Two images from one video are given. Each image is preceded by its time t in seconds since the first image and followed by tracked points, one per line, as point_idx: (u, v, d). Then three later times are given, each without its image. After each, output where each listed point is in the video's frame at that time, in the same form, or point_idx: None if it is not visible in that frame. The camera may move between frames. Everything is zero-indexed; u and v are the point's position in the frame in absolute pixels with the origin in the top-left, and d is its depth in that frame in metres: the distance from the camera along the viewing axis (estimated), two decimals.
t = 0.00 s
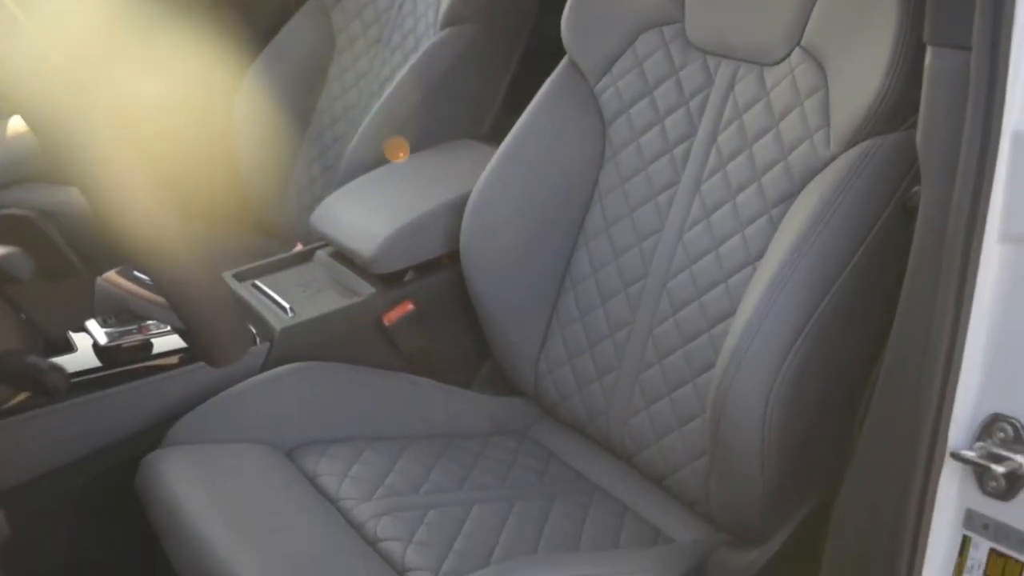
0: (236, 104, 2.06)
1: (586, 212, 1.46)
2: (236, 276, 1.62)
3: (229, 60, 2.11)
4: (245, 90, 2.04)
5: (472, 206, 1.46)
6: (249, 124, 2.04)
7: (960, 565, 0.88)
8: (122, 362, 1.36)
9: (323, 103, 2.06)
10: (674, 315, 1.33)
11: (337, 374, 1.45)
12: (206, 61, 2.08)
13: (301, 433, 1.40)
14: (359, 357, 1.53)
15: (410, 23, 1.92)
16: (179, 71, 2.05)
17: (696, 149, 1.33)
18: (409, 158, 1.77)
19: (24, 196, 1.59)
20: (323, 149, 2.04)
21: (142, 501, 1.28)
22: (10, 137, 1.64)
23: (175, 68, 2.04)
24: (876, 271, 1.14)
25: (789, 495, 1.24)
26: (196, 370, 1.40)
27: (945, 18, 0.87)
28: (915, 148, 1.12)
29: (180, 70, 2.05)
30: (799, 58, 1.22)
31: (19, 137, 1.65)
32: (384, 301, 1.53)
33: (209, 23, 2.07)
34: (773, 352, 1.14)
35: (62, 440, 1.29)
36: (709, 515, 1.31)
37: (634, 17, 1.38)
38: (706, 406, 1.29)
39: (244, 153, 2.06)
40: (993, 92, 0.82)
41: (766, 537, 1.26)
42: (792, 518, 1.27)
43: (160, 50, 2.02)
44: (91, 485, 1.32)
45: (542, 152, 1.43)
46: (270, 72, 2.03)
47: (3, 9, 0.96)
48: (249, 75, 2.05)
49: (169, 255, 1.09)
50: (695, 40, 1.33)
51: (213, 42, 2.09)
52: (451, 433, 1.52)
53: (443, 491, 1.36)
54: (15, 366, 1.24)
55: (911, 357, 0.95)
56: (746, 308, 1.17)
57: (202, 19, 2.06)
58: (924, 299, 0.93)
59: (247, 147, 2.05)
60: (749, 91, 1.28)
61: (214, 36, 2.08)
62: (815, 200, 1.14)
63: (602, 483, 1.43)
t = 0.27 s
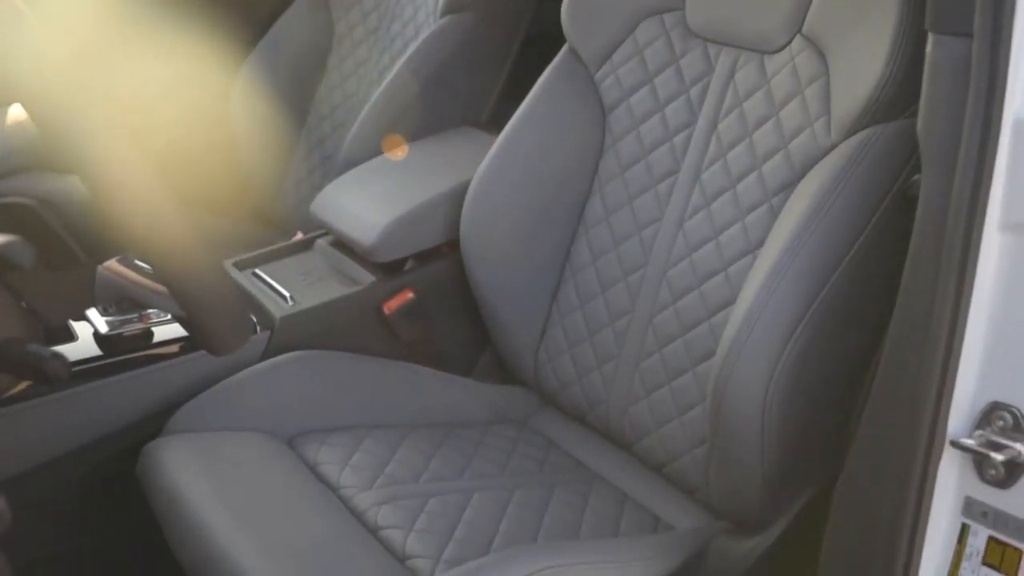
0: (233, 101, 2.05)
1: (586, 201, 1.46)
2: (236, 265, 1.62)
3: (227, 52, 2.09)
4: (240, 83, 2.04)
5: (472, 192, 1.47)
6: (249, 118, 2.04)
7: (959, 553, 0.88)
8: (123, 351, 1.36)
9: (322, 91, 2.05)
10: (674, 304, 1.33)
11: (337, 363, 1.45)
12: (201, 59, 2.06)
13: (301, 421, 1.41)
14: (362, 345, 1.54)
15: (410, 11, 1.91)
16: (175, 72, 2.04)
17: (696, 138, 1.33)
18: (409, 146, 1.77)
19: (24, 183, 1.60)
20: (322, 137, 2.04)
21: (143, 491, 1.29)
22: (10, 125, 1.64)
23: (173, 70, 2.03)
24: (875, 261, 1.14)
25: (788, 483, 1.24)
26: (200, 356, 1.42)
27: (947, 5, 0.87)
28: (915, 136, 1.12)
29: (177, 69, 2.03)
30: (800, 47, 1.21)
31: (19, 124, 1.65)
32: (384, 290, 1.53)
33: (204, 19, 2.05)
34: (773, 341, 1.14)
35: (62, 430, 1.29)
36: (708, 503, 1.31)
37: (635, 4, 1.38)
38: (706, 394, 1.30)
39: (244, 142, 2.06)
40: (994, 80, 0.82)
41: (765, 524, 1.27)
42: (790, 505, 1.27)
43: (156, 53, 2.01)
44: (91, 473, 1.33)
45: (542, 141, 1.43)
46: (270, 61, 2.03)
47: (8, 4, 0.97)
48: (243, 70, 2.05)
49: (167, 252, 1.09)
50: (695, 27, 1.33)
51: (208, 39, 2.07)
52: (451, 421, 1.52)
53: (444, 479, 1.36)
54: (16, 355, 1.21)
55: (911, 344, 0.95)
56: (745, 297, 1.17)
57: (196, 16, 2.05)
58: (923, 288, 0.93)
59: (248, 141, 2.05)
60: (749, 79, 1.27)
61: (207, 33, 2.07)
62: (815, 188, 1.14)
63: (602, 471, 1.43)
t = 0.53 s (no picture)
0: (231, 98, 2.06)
1: (586, 195, 1.46)
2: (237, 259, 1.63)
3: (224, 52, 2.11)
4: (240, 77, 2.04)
5: (472, 186, 1.47)
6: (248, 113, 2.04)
7: (958, 546, 0.88)
8: (123, 345, 1.36)
9: (322, 85, 2.05)
10: (674, 297, 1.33)
11: (337, 357, 1.45)
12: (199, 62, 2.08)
13: (301, 415, 1.41)
14: (362, 339, 1.54)
15: (409, 5, 1.91)
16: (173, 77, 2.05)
17: (696, 132, 1.33)
18: (410, 141, 1.76)
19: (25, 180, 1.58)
20: (322, 131, 2.03)
21: (144, 485, 1.29)
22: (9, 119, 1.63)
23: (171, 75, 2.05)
24: (876, 255, 1.14)
25: (788, 477, 1.24)
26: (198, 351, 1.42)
27: None
28: (915, 130, 1.12)
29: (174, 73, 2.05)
30: (800, 40, 1.21)
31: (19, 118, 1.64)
32: (384, 284, 1.54)
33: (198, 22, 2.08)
34: (772, 335, 1.14)
35: (62, 424, 1.30)
36: (708, 496, 1.31)
37: None
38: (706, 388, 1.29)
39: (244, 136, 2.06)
40: (994, 73, 0.82)
41: (765, 518, 1.27)
42: (790, 499, 1.27)
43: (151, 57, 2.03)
44: (91, 467, 1.33)
45: (542, 135, 1.43)
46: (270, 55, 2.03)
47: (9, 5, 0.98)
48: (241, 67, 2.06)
49: (171, 254, 1.09)
50: (695, 21, 1.33)
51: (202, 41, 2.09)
52: (451, 414, 1.52)
53: (444, 473, 1.36)
54: (16, 349, 1.21)
55: (911, 338, 0.95)
56: (745, 291, 1.17)
57: (189, 20, 2.07)
58: (922, 283, 0.93)
59: (248, 139, 2.05)
60: (750, 73, 1.27)
61: (200, 34, 2.09)
62: (815, 182, 1.14)
63: (602, 465, 1.43)
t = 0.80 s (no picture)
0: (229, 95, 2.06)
1: (585, 180, 1.46)
2: (236, 244, 1.63)
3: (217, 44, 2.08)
4: (240, 61, 2.03)
5: (472, 171, 1.47)
6: (250, 111, 2.04)
7: (955, 530, 0.88)
8: (122, 330, 1.37)
9: (322, 69, 2.05)
10: (673, 283, 1.33)
11: (337, 342, 1.46)
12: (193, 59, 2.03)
13: (301, 401, 1.41)
14: (365, 325, 1.55)
15: None
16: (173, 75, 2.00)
17: (696, 117, 1.33)
18: (409, 125, 1.76)
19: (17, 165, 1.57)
20: (321, 116, 2.03)
21: (144, 469, 1.29)
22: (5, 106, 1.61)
23: (169, 75, 1.99)
24: (874, 240, 1.13)
25: (786, 463, 1.24)
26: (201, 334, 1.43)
27: None
28: (915, 115, 1.12)
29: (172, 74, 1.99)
30: (801, 24, 1.21)
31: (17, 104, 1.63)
32: (383, 269, 1.54)
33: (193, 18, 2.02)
34: (771, 320, 1.14)
35: (61, 409, 1.30)
36: (707, 481, 1.31)
37: None
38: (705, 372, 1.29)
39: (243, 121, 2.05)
40: (995, 58, 0.81)
41: (763, 503, 1.26)
42: (788, 484, 1.27)
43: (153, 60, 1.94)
44: (90, 452, 1.33)
45: (542, 120, 1.43)
46: (270, 39, 2.02)
47: None
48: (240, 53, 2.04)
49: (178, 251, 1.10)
50: (695, 5, 1.33)
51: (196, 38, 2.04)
52: (451, 399, 1.52)
53: (443, 458, 1.36)
54: (16, 334, 1.21)
55: (910, 322, 0.95)
56: (744, 276, 1.17)
57: (186, 20, 2.01)
58: (921, 267, 0.93)
59: (248, 138, 2.06)
60: (749, 58, 1.27)
61: (198, 33, 2.04)
62: (814, 167, 1.14)
63: (602, 450, 1.44)
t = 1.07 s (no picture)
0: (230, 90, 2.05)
1: (585, 167, 1.46)
2: (236, 232, 1.63)
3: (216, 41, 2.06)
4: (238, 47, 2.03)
5: (471, 157, 1.47)
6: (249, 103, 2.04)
7: (953, 516, 0.88)
8: (121, 318, 1.37)
9: (321, 56, 2.05)
10: (672, 270, 1.33)
11: (337, 330, 1.46)
12: (194, 58, 2.03)
13: (301, 388, 1.41)
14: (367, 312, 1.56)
15: None
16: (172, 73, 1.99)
17: (695, 104, 1.32)
18: (408, 112, 1.76)
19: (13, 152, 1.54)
20: (321, 104, 2.03)
21: (145, 456, 1.30)
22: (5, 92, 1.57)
23: (167, 71, 1.98)
24: (874, 227, 1.13)
25: (785, 450, 1.24)
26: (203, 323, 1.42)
27: None
28: (914, 102, 1.12)
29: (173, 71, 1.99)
30: (800, 11, 1.21)
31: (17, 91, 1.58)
32: (384, 257, 1.54)
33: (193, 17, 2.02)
34: (770, 307, 1.14)
35: (60, 397, 1.30)
36: (705, 467, 1.32)
37: None
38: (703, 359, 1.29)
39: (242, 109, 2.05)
40: (994, 45, 0.81)
41: (762, 489, 1.26)
42: (787, 471, 1.27)
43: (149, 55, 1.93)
44: (89, 440, 1.34)
45: (541, 107, 1.43)
46: (269, 26, 2.02)
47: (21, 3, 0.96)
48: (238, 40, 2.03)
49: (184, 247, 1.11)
50: None
51: (197, 37, 2.04)
52: (450, 386, 1.53)
53: (443, 444, 1.37)
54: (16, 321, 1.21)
55: (908, 308, 0.95)
56: (743, 263, 1.17)
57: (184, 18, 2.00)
58: (920, 253, 0.93)
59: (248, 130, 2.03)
60: (749, 45, 1.27)
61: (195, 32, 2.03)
62: (813, 154, 1.14)
63: (601, 437, 1.44)
